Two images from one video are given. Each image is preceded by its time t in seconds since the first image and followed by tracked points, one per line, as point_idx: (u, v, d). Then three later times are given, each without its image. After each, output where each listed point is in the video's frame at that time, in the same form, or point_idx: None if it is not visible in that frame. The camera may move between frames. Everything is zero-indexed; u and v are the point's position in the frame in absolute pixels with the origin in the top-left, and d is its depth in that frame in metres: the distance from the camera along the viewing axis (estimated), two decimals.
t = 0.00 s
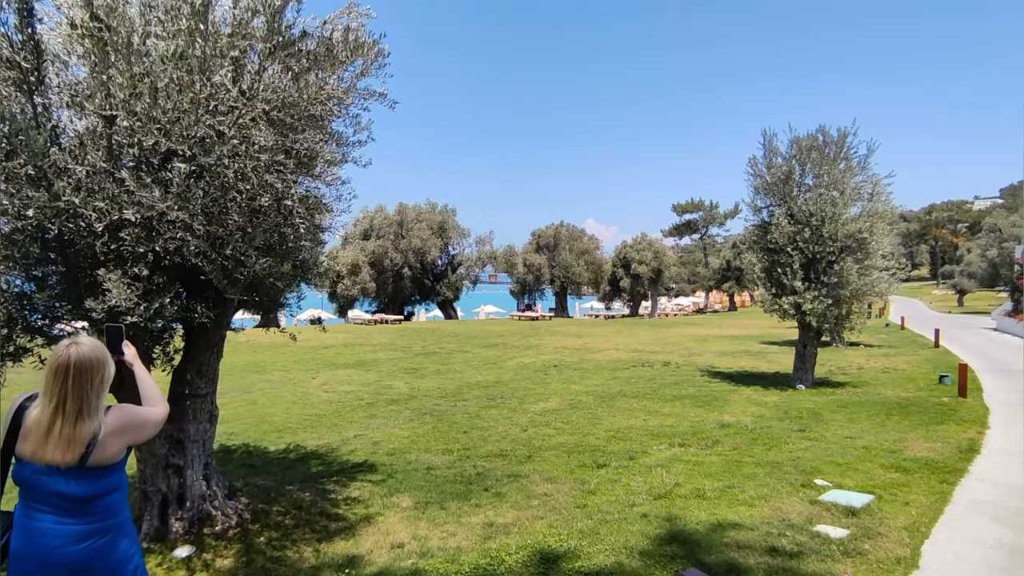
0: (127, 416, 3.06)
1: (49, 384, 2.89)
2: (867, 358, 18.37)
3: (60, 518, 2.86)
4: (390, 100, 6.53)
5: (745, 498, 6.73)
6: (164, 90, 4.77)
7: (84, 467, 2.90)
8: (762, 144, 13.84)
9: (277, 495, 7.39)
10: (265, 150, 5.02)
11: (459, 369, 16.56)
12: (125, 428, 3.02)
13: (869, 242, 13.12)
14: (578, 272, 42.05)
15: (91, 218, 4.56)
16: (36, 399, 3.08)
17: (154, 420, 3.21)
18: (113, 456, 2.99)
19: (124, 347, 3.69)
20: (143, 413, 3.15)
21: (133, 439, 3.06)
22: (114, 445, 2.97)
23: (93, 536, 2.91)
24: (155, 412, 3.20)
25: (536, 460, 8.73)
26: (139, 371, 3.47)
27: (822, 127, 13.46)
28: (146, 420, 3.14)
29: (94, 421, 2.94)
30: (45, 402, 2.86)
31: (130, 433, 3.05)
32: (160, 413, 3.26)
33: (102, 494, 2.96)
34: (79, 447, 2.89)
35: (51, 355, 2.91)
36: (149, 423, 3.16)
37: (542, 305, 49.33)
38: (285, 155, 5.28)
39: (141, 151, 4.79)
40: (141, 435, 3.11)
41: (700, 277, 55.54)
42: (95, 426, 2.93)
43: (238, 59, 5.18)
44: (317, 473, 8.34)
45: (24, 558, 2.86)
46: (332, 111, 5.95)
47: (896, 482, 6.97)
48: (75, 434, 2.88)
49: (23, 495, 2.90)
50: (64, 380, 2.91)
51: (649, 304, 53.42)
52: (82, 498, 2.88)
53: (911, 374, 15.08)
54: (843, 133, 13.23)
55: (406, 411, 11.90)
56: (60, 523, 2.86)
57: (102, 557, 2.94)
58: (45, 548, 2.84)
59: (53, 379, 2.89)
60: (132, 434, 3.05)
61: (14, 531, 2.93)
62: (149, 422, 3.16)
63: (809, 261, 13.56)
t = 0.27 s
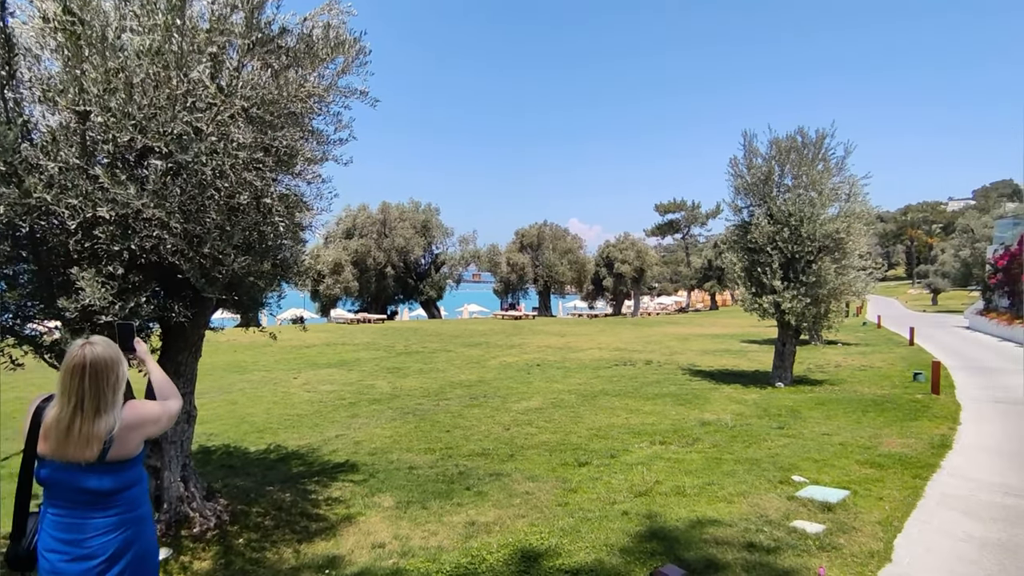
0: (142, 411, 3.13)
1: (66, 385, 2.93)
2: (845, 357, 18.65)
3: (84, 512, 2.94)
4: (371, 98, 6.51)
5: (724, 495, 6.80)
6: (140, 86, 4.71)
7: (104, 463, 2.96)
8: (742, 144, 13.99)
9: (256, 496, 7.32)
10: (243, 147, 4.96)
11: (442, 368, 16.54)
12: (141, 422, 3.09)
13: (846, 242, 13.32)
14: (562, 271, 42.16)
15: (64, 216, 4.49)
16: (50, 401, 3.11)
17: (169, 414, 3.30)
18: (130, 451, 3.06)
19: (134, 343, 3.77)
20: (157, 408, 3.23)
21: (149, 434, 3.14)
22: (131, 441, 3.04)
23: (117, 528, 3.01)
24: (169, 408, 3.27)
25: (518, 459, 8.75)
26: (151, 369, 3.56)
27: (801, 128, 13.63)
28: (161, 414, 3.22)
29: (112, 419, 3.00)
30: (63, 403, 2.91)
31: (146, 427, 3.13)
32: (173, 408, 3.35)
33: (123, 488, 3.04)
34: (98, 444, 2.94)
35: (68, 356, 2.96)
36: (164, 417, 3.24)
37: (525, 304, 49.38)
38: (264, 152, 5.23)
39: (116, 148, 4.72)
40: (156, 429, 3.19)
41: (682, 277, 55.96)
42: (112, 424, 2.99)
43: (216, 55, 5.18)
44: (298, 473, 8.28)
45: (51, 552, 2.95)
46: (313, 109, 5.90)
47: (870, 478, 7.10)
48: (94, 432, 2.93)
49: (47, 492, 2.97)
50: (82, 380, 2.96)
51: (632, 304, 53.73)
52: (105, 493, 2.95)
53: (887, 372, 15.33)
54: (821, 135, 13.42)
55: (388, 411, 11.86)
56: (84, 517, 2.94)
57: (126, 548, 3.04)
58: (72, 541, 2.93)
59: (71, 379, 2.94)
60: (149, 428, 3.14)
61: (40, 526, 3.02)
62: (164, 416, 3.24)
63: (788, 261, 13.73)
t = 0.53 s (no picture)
0: (159, 403, 3.17)
1: (85, 380, 2.98)
2: (826, 354, 18.88)
3: (104, 506, 3.00)
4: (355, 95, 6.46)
5: (706, 491, 6.87)
6: (118, 81, 4.64)
7: (125, 454, 3.01)
8: (725, 144, 14.10)
9: (239, 497, 7.27)
10: (224, 144, 4.90)
11: (427, 366, 16.50)
12: (158, 415, 3.13)
13: (827, 241, 13.47)
14: (547, 269, 42.23)
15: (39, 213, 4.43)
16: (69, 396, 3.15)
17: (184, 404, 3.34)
18: (150, 443, 3.10)
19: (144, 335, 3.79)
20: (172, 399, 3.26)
21: (167, 424, 3.19)
22: (150, 432, 3.08)
23: (135, 522, 3.05)
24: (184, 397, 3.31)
25: (503, 457, 8.76)
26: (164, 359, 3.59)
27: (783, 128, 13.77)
28: (177, 405, 3.25)
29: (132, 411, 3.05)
30: (83, 397, 2.95)
31: (163, 419, 3.17)
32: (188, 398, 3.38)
33: (140, 482, 3.07)
34: (119, 436, 3.00)
35: (84, 352, 3.00)
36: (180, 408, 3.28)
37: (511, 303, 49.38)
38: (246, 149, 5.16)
39: (93, 143, 4.65)
40: (173, 420, 3.24)
41: (666, 275, 56.30)
42: (133, 415, 3.04)
43: (196, 50, 5.04)
44: (281, 473, 8.23)
45: (76, 543, 3.03)
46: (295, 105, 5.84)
47: (849, 474, 7.20)
48: (115, 424, 2.98)
49: (69, 486, 3.03)
50: (100, 375, 3.01)
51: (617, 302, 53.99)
52: (123, 488, 2.99)
53: (867, 369, 15.55)
54: (803, 135, 13.56)
55: (372, 410, 11.81)
56: (104, 510, 3.00)
57: (145, 540, 3.09)
58: (94, 535, 2.99)
59: (89, 374, 2.98)
60: (165, 420, 3.17)
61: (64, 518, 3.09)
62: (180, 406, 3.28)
63: (771, 259, 13.86)
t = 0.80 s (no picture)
0: (166, 399, 3.26)
1: (97, 377, 3.11)
2: (811, 352, 19.06)
3: (110, 499, 3.07)
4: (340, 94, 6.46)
5: (692, 488, 6.92)
6: (98, 77, 4.58)
7: (134, 449, 3.11)
8: (711, 143, 14.19)
9: (224, 497, 7.23)
10: (208, 141, 4.84)
11: (415, 365, 16.48)
12: (166, 411, 3.23)
13: (812, 240, 13.59)
14: (535, 268, 42.29)
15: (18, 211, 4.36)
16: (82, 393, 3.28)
17: (190, 399, 3.43)
18: (157, 438, 3.20)
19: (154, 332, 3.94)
20: (179, 395, 3.35)
21: (174, 420, 3.29)
22: (158, 428, 3.18)
23: (139, 517, 3.13)
24: (191, 392, 3.40)
25: (490, 455, 8.77)
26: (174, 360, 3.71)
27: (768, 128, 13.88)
28: (184, 400, 3.35)
29: (141, 407, 3.15)
30: (95, 394, 3.07)
31: (171, 415, 3.26)
32: (194, 393, 3.48)
33: (147, 478, 3.16)
34: (129, 431, 3.10)
35: (96, 350, 3.12)
36: (186, 403, 3.38)
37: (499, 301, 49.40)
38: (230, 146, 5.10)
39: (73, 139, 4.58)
40: (180, 416, 3.33)
41: (654, 274, 56.55)
42: (142, 412, 3.15)
43: (179, 46, 4.99)
44: (267, 473, 8.19)
45: (79, 536, 3.09)
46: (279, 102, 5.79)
47: (832, 469, 7.28)
48: (125, 420, 3.09)
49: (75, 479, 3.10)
50: (111, 372, 3.13)
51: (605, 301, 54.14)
52: (130, 483, 3.08)
53: (851, 366, 15.71)
54: (788, 135, 13.68)
55: (360, 409, 11.77)
56: (110, 504, 3.07)
57: (148, 534, 3.18)
58: (98, 529, 3.06)
59: (100, 372, 3.10)
60: (172, 416, 3.27)
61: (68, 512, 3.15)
62: (187, 402, 3.37)
63: (756, 258, 13.97)
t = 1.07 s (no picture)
0: (171, 399, 3.34)
1: (104, 378, 3.20)
2: (800, 351, 19.18)
3: (119, 493, 3.19)
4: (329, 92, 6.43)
5: (680, 486, 6.95)
6: (82, 74, 4.52)
7: (140, 448, 3.20)
8: (701, 143, 14.26)
9: (212, 497, 7.18)
10: (194, 138, 4.79)
11: (405, 365, 16.44)
12: (170, 410, 3.32)
13: (800, 240, 13.67)
14: (526, 268, 42.29)
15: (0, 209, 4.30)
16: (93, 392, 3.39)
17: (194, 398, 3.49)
18: (163, 436, 3.29)
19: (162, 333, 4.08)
20: (183, 393, 3.43)
21: (179, 419, 3.38)
22: (163, 427, 3.27)
23: (147, 509, 3.24)
24: (194, 390, 3.47)
25: (480, 454, 8.77)
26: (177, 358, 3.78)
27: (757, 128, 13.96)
28: (188, 399, 3.43)
29: (146, 407, 3.25)
30: (102, 394, 3.17)
31: (176, 413, 3.35)
32: (198, 391, 3.55)
33: (154, 472, 3.26)
34: (135, 430, 3.19)
35: (104, 353, 3.23)
36: (191, 402, 3.45)
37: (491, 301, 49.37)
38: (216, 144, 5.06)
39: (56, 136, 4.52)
40: (185, 414, 3.42)
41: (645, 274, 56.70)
42: (147, 411, 3.24)
43: (164, 42, 4.94)
44: (255, 473, 8.14)
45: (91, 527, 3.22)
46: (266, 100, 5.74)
47: (819, 467, 7.33)
48: (131, 420, 3.19)
49: (88, 473, 3.23)
50: (118, 374, 3.23)
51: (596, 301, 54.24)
52: (137, 477, 3.18)
53: (838, 364, 15.82)
54: (777, 135, 13.76)
55: (350, 408, 11.73)
56: (119, 497, 3.18)
57: (157, 527, 3.28)
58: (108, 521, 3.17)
59: (108, 374, 3.21)
60: (177, 414, 3.36)
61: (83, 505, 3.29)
62: (191, 400, 3.45)
63: (745, 257, 14.05)
